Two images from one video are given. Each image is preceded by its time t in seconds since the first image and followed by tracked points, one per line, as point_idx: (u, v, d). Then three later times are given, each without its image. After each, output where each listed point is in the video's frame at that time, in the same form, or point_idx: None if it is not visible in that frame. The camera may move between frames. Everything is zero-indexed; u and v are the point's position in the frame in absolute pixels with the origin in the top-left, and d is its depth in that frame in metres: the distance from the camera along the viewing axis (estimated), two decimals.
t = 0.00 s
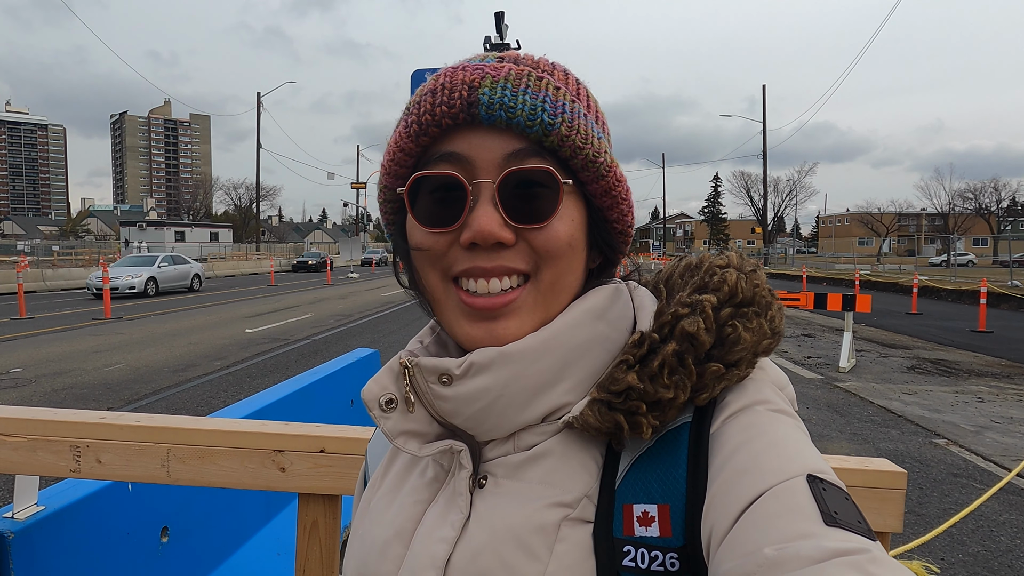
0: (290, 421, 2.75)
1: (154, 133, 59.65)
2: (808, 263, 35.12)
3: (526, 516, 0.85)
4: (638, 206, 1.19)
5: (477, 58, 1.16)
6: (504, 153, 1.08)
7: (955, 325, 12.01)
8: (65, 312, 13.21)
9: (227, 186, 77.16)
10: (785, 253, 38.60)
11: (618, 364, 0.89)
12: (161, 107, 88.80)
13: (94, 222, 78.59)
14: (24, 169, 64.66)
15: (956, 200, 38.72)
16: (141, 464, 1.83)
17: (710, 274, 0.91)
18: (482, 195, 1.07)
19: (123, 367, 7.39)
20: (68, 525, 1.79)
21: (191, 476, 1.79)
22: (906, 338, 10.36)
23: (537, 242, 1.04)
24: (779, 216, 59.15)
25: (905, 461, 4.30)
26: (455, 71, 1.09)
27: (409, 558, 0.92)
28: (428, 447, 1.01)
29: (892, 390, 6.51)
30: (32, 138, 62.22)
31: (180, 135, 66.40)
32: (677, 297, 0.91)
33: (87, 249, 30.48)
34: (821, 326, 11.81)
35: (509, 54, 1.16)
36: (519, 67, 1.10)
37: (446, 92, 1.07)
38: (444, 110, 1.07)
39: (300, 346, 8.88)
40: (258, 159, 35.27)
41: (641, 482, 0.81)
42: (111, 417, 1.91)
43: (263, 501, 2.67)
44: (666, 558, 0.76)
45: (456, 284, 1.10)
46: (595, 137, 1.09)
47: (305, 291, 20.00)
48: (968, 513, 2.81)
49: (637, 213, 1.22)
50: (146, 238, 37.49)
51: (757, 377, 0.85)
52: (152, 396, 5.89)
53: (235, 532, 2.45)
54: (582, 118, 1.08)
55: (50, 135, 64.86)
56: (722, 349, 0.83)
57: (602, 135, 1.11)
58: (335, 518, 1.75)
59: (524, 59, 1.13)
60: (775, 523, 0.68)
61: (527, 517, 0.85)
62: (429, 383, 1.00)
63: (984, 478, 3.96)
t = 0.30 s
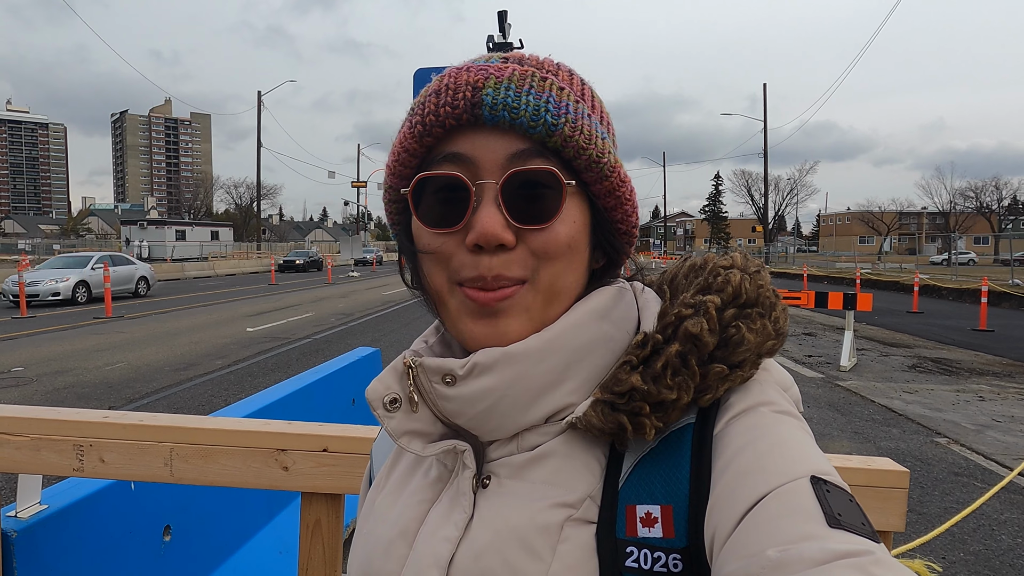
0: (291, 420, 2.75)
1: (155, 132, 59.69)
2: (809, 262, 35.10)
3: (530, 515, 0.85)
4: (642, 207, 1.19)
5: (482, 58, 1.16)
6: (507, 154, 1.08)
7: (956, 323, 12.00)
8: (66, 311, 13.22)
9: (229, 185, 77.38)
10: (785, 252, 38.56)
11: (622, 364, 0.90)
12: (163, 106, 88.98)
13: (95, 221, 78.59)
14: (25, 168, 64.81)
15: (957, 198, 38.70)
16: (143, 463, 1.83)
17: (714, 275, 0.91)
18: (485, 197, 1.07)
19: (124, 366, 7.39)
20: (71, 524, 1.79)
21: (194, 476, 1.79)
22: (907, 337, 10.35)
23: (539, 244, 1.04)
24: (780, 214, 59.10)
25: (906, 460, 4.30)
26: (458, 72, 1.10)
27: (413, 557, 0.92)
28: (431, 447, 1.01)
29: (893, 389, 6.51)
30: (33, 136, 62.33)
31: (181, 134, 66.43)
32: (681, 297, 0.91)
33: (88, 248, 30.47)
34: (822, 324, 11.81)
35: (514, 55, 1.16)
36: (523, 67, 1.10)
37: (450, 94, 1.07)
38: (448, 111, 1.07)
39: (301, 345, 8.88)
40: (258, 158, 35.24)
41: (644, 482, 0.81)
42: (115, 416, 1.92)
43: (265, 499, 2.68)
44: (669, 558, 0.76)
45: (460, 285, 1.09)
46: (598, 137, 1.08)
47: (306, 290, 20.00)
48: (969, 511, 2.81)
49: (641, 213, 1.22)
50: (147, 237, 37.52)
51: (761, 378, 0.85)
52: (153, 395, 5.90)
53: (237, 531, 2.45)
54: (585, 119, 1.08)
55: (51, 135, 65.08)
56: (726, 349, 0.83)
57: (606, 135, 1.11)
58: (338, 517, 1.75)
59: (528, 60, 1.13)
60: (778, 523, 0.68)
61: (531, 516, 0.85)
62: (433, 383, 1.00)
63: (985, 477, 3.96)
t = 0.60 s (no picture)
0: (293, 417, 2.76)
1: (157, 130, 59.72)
2: (810, 260, 35.08)
3: (531, 515, 0.85)
4: (644, 205, 1.19)
5: (484, 56, 1.16)
6: (509, 151, 1.07)
7: (958, 321, 11.98)
8: (68, 309, 13.25)
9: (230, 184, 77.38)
10: (787, 250, 38.49)
11: (623, 363, 0.89)
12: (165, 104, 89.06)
13: (97, 219, 78.70)
14: (26, 166, 64.89)
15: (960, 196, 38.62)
16: (146, 460, 1.83)
17: (715, 275, 0.91)
18: (488, 193, 1.07)
19: (126, 364, 7.40)
20: (74, 521, 1.80)
21: (196, 473, 1.80)
22: (909, 335, 10.33)
23: (541, 241, 1.04)
24: (781, 212, 59.02)
25: (907, 458, 4.30)
26: (461, 69, 1.09)
27: (413, 556, 0.91)
28: (433, 445, 1.01)
29: (895, 387, 6.50)
30: (35, 134, 62.35)
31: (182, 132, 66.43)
32: (682, 297, 0.91)
33: (90, 246, 30.49)
34: (823, 323, 11.80)
35: (516, 53, 1.16)
36: (526, 65, 1.10)
37: (452, 90, 1.07)
38: (451, 108, 1.07)
39: (303, 343, 8.90)
40: (260, 156, 35.25)
41: (646, 482, 0.81)
42: (118, 413, 1.92)
43: (267, 496, 2.68)
44: (670, 558, 0.76)
45: (462, 283, 1.09)
46: (601, 134, 1.08)
47: (308, 288, 20.01)
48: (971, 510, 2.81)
49: (643, 211, 1.21)
50: (149, 236, 37.57)
51: (763, 378, 0.85)
52: (155, 393, 5.91)
53: (240, 528, 2.46)
54: (588, 116, 1.07)
55: (52, 133, 65.12)
56: (727, 349, 0.83)
57: (609, 133, 1.11)
58: (341, 514, 1.75)
59: (530, 58, 1.13)
60: (778, 523, 0.68)
61: (531, 516, 0.85)
62: (434, 382, 1.00)
63: (986, 475, 3.95)
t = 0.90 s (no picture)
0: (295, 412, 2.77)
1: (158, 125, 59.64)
2: (812, 254, 34.97)
3: (529, 515, 0.85)
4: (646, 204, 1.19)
5: (487, 52, 1.15)
6: (516, 147, 1.07)
7: (960, 316, 11.96)
8: (71, 304, 13.28)
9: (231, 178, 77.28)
10: (788, 245, 38.40)
11: (622, 362, 0.89)
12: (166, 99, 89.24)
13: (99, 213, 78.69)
14: (28, 161, 64.92)
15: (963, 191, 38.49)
16: (149, 455, 1.83)
17: (714, 274, 0.90)
18: (494, 190, 1.06)
19: (129, 358, 7.42)
20: (78, 515, 1.81)
21: (199, 468, 1.80)
22: (911, 330, 10.32)
23: (548, 239, 1.03)
24: (784, 207, 58.87)
25: (908, 453, 4.30)
26: (466, 65, 1.08)
27: (411, 555, 0.92)
28: (430, 445, 1.01)
29: (896, 382, 6.50)
30: (36, 129, 62.31)
31: (184, 127, 66.35)
32: (681, 295, 0.90)
33: (91, 241, 30.51)
34: (825, 318, 11.79)
35: (519, 50, 1.15)
36: (531, 61, 1.09)
37: (458, 86, 1.06)
38: (458, 103, 1.06)
39: (304, 338, 8.91)
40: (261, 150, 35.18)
41: (644, 482, 0.81)
42: (120, 409, 1.92)
43: (270, 491, 2.69)
44: (669, 558, 0.76)
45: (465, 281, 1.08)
46: (606, 132, 1.08)
47: (309, 283, 20.01)
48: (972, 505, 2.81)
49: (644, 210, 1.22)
50: (151, 231, 37.58)
51: (761, 377, 0.84)
52: (158, 387, 5.93)
53: (243, 523, 2.47)
54: (593, 113, 1.07)
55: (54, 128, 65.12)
56: (726, 348, 0.83)
57: (613, 131, 1.11)
58: (344, 508, 1.75)
59: (536, 54, 1.12)
60: (776, 523, 0.68)
61: (530, 515, 0.85)
62: (434, 381, 1.00)
63: (988, 470, 3.95)
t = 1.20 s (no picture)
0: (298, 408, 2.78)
1: (159, 121, 59.59)
2: (814, 250, 34.89)
3: (527, 513, 0.85)
4: (644, 205, 1.19)
5: (486, 53, 1.15)
6: (514, 150, 1.07)
7: (962, 312, 11.95)
8: (73, 300, 13.29)
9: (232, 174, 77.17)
10: (790, 240, 38.30)
11: (619, 363, 0.89)
12: (168, 95, 89.33)
13: (101, 209, 78.90)
14: (29, 156, 64.92)
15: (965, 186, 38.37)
16: (153, 451, 1.84)
17: (712, 276, 0.90)
18: (492, 192, 1.06)
19: (131, 354, 7.44)
20: (82, 510, 1.82)
21: (203, 463, 1.81)
22: (912, 325, 10.32)
23: (546, 240, 1.03)
24: (786, 203, 58.71)
25: (909, 449, 4.30)
26: (464, 67, 1.08)
27: (409, 552, 0.92)
28: (429, 443, 1.01)
29: (898, 378, 6.50)
30: (37, 125, 62.33)
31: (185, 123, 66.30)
32: (679, 297, 0.90)
33: (93, 236, 30.51)
34: (827, 313, 11.78)
35: (518, 51, 1.15)
36: (529, 63, 1.09)
37: (456, 88, 1.06)
38: (456, 106, 1.06)
39: (306, 334, 8.91)
40: (262, 146, 35.14)
41: (641, 481, 0.81)
42: (124, 404, 1.92)
43: (272, 486, 2.70)
44: (665, 557, 0.76)
45: (464, 282, 1.08)
46: (604, 134, 1.08)
47: (311, 278, 20.01)
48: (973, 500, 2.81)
49: (643, 211, 1.21)
50: (152, 226, 37.58)
51: (758, 378, 0.84)
52: (160, 383, 5.94)
53: (246, 517, 2.48)
54: (591, 116, 1.07)
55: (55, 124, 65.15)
56: (722, 349, 0.83)
57: (611, 133, 1.11)
58: (346, 504, 1.76)
59: (534, 56, 1.12)
60: (771, 523, 0.68)
61: (528, 514, 0.85)
62: (432, 380, 1.00)
63: (988, 466, 3.96)
